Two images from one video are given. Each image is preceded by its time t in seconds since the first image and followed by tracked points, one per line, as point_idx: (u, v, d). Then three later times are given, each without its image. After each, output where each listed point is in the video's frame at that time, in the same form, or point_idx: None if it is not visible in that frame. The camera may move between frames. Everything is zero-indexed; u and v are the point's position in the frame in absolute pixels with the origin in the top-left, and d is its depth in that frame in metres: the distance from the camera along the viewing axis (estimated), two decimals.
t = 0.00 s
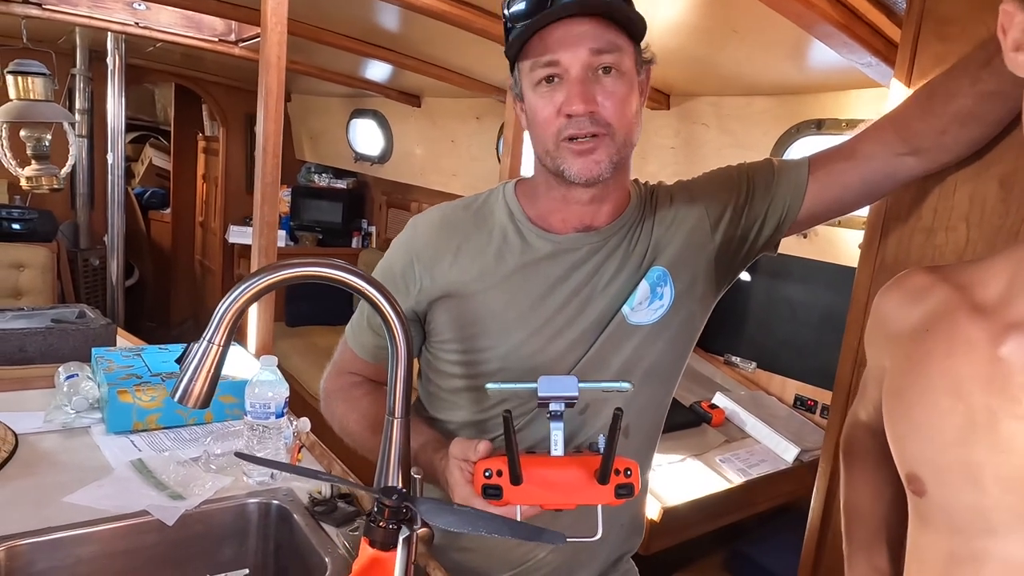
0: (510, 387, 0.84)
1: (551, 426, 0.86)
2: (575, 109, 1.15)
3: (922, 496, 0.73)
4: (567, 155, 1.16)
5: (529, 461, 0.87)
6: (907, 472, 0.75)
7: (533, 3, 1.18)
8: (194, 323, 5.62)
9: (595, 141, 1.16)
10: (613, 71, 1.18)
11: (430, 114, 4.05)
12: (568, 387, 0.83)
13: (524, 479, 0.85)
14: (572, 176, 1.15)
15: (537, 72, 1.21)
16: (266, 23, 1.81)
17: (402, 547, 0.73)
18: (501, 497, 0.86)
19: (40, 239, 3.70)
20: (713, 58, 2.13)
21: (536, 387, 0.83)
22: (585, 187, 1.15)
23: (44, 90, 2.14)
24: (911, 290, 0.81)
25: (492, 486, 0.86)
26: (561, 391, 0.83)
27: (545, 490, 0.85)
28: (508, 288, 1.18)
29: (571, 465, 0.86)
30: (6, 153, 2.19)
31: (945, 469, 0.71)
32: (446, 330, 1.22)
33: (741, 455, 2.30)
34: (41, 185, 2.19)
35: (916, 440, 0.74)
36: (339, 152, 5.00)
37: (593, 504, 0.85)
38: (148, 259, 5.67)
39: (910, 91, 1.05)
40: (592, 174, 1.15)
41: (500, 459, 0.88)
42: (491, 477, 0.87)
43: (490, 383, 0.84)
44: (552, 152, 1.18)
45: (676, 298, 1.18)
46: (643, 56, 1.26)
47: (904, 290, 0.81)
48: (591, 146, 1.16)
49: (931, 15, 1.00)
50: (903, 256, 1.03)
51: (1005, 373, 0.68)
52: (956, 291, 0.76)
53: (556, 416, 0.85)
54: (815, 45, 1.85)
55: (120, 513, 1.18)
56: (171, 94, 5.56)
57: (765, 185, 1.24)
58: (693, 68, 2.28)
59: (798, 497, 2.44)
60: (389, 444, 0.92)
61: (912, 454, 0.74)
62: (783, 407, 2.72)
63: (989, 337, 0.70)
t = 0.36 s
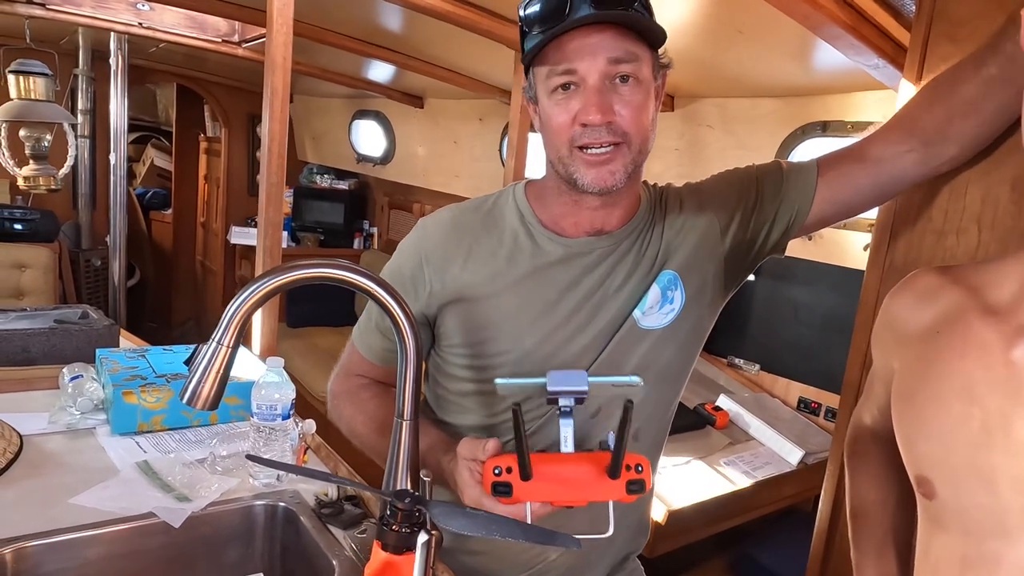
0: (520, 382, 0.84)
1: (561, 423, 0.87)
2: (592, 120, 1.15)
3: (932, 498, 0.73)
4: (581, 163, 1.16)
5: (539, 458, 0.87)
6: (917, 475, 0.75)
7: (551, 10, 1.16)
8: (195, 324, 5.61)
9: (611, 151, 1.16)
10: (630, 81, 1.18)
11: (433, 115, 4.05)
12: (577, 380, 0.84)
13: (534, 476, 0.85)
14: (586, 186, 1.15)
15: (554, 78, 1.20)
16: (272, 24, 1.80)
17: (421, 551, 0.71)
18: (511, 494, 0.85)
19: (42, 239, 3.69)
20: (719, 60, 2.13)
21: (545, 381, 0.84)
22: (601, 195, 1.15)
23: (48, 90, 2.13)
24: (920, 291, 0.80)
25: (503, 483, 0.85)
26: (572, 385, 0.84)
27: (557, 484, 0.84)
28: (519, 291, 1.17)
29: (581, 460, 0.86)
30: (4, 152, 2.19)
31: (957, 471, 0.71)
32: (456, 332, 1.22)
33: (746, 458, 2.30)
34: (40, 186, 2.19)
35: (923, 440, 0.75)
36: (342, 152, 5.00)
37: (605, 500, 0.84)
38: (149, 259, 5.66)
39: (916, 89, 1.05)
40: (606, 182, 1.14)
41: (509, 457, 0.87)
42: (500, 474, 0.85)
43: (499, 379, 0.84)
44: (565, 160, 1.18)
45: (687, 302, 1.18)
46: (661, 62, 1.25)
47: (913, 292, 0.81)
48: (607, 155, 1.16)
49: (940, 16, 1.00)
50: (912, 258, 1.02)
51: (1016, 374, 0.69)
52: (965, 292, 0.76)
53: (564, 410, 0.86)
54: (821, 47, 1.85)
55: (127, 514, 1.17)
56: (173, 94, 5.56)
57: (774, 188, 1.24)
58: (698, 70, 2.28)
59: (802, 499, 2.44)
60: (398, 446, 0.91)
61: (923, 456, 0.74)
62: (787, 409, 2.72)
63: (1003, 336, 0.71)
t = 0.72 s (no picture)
0: (465, 332, 0.84)
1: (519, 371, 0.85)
2: (592, 111, 1.15)
3: (953, 503, 0.73)
4: (582, 156, 1.16)
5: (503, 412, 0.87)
6: (937, 479, 0.74)
7: (554, 5, 1.18)
8: (198, 327, 5.62)
9: (610, 142, 1.16)
10: (630, 75, 1.19)
11: (435, 118, 4.05)
12: (514, 317, 0.80)
13: (501, 431, 0.85)
14: (587, 180, 1.15)
15: (555, 73, 1.21)
16: (276, 27, 1.80)
17: (430, 558, 0.71)
18: (482, 453, 0.85)
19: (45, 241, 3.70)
20: (723, 63, 2.13)
21: (483, 327, 0.82)
22: (601, 186, 1.15)
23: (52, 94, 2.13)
24: (951, 291, 0.80)
25: (472, 444, 0.85)
26: (510, 323, 0.80)
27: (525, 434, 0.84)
28: (523, 292, 1.18)
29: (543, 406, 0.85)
30: (7, 156, 2.20)
31: (978, 476, 0.70)
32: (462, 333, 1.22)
33: (750, 462, 2.29)
34: (41, 189, 2.20)
35: (945, 447, 0.73)
36: (344, 155, 5.01)
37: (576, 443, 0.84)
38: (151, 262, 5.67)
39: (921, 90, 1.04)
40: (606, 174, 1.15)
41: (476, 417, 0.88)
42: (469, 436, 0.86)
43: (444, 334, 0.84)
44: (566, 154, 1.18)
45: (692, 302, 1.17)
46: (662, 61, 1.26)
47: (942, 293, 0.81)
48: (606, 146, 1.16)
49: (947, 19, 1.00)
50: (919, 262, 1.02)
51: None
52: (1004, 295, 0.74)
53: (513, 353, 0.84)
54: (826, 50, 1.85)
55: (131, 519, 1.17)
56: (176, 97, 5.56)
57: (778, 188, 1.24)
58: (702, 73, 2.27)
59: (807, 503, 2.43)
60: (404, 450, 0.91)
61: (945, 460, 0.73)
62: (791, 412, 2.71)
63: None
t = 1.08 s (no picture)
0: (454, 368, 0.83)
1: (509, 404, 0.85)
2: (585, 107, 1.16)
3: (958, 504, 0.72)
4: (575, 154, 1.17)
5: (490, 444, 0.86)
6: (944, 479, 0.74)
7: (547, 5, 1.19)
8: (200, 332, 5.63)
9: (603, 140, 1.17)
10: (622, 75, 1.19)
11: (435, 123, 4.06)
12: (504, 357, 0.79)
13: (489, 465, 0.85)
14: (579, 180, 1.16)
15: (548, 74, 1.22)
16: (273, 34, 1.81)
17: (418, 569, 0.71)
18: (469, 485, 0.85)
19: (47, 248, 3.70)
20: (720, 67, 2.13)
21: (473, 364, 0.80)
22: (592, 187, 1.15)
23: (55, 101, 2.14)
24: (979, 291, 0.80)
25: (460, 475, 0.85)
26: (499, 363, 0.79)
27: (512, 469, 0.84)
28: (517, 295, 1.17)
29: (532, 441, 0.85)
30: (20, 165, 2.20)
31: (984, 476, 0.70)
32: (457, 337, 1.22)
33: (750, 466, 2.29)
34: (57, 196, 2.19)
35: (957, 445, 0.73)
36: (344, 161, 5.02)
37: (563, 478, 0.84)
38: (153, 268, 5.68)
39: (914, 95, 1.04)
40: (600, 172, 1.15)
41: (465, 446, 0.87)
42: (458, 467, 0.86)
43: (434, 367, 0.83)
44: (560, 153, 1.19)
45: (686, 304, 1.17)
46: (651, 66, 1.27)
47: (971, 291, 0.81)
48: (600, 144, 1.17)
49: (941, 25, 1.00)
50: (914, 266, 1.02)
51: None
52: None
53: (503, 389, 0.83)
54: (822, 54, 1.85)
55: (127, 528, 1.17)
56: (177, 103, 5.58)
57: (771, 192, 1.23)
58: (700, 77, 2.27)
59: (808, 507, 2.42)
60: (398, 459, 0.91)
61: (953, 458, 0.73)
62: (792, 417, 2.70)
63: None
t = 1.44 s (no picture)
0: (447, 372, 0.78)
1: (504, 408, 0.82)
2: (562, 128, 1.15)
3: (964, 502, 0.71)
4: (558, 172, 1.18)
5: (485, 449, 0.85)
6: (950, 478, 0.73)
7: (528, 24, 1.17)
8: (202, 335, 5.63)
9: (586, 157, 1.18)
10: (602, 91, 1.18)
11: (435, 124, 4.05)
12: (498, 363, 0.74)
13: (482, 470, 0.83)
14: (563, 192, 1.18)
15: (532, 91, 1.22)
16: (272, 35, 1.80)
17: None
18: (463, 489, 0.84)
19: (48, 250, 3.70)
20: (722, 65, 2.11)
21: (467, 369, 0.75)
22: (582, 200, 1.17)
23: (54, 104, 2.13)
24: (987, 290, 0.78)
25: (455, 479, 0.84)
26: (493, 369, 0.75)
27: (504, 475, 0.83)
28: (516, 294, 1.16)
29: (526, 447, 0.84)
30: (22, 169, 2.20)
31: (992, 475, 0.68)
32: (455, 337, 1.20)
33: (755, 467, 2.27)
34: (56, 199, 2.19)
35: (965, 443, 0.71)
36: (345, 162, 5.01)
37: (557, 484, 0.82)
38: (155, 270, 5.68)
39: (918, 94, 1.03)
40: (582, 189, 1.16)
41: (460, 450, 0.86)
42: (453, 470, 0.85)
43: (425, 370, 0.78)
44: (546, 168, 1.20)
45: (686, 305, 1.16)
46: (646, 69, 1.24)
47: (979, 291, 0.79)
48: (582, 162, 1.18)
49: (945, 21, 0.98)
50: (920, 264, 1.00)
51: None
52: None
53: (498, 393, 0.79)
54: (825, 52, 1.83)
55: (127, 533, 1.16)
56: (179, 106, 5.58)
57: (772, 193, 1.22)
58: (702, 75, 2.26)
59: (813, 508, 2.40)
60: (398, 464, 0.90)
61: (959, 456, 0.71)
62: (796, 417, 2.69)
63: None
